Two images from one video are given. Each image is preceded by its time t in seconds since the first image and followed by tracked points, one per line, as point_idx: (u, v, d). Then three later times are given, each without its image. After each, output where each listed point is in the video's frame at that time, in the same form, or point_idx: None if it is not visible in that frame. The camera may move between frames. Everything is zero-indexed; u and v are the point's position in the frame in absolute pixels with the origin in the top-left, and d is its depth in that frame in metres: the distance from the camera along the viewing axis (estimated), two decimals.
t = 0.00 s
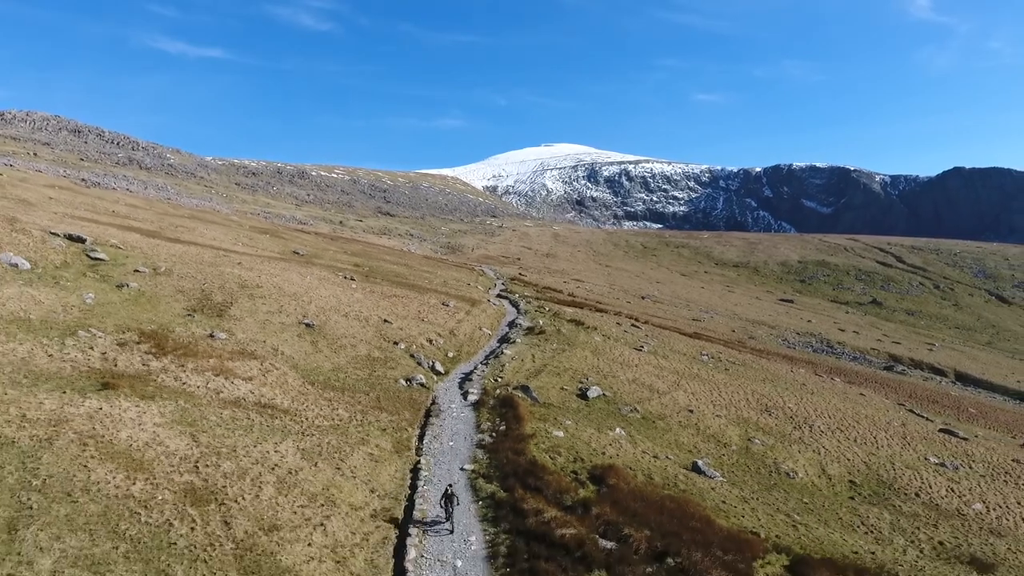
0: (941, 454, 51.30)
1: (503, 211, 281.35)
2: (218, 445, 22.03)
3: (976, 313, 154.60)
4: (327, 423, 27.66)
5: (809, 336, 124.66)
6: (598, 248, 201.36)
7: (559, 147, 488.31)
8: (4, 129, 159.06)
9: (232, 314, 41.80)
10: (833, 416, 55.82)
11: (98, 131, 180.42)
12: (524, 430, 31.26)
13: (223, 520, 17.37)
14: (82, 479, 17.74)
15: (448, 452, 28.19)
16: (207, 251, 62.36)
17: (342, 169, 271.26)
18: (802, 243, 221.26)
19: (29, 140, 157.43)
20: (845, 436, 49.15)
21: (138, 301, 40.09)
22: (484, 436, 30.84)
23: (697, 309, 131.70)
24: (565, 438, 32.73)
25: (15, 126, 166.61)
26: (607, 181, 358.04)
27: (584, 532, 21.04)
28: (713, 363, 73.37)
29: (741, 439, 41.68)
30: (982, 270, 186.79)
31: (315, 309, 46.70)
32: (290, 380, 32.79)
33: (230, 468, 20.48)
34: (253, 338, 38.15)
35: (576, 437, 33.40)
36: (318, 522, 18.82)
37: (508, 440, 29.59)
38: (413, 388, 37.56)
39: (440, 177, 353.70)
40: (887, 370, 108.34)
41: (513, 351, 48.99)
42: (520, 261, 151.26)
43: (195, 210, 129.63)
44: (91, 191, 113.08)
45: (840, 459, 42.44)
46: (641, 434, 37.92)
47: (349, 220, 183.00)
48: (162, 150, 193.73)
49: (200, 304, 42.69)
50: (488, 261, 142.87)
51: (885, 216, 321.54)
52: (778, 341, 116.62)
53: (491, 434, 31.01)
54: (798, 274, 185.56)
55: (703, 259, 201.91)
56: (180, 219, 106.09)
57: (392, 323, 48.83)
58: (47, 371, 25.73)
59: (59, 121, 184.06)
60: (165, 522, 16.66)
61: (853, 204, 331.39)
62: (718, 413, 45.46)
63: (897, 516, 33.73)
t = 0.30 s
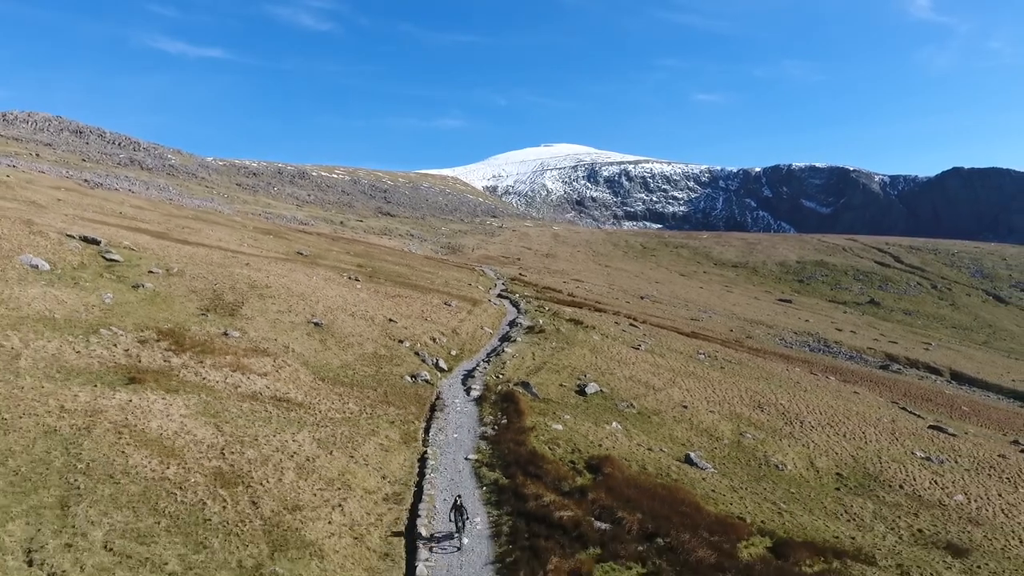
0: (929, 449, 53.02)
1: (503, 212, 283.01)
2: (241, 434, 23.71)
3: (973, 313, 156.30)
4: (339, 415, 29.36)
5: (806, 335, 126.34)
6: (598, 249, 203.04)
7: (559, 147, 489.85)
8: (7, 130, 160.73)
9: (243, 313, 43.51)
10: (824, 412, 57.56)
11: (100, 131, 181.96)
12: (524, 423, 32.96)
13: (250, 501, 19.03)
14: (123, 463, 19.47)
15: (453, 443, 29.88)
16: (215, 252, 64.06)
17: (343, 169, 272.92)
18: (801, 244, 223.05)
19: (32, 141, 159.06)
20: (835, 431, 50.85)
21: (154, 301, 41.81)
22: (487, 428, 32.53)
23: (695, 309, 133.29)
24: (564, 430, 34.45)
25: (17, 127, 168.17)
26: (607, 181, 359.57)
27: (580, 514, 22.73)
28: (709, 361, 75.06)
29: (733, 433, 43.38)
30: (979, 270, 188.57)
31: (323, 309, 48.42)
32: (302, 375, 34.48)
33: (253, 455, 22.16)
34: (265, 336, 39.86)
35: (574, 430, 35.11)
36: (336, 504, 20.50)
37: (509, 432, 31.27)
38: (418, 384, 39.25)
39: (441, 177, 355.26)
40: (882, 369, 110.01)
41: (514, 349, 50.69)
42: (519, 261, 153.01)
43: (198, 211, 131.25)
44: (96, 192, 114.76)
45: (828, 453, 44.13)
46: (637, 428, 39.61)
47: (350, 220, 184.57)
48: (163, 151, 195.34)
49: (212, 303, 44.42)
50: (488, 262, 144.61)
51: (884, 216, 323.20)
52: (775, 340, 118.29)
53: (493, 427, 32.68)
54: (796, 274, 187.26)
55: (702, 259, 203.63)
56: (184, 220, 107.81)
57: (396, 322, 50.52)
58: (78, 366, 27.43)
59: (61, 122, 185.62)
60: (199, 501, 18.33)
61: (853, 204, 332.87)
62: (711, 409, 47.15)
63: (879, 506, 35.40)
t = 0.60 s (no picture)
0: (918, 445, 54.70)
1: (504, 212, 284.72)
2: (262, 425, 25.45)
3: (970, 313, 158.03)
4: (350, 409, 31.06)
5: (804, 335, 128.00)
6: (598, 249, 204.77)
7: (559, 147, 491.40)
8: (10, 130, 162.30)
9: (255, 312, 45.25)
10: (817, 409, 59.28)
11: (103, 132, 183.67)
12: (525, 417, 34.66)
13: (276, 484, 20.78)
14: (157, 450, 21.19)
15: (458, 435, 31.60)
16: (224, 253, 65.81)
17: (344, 170, 274.54)
18: (800, 244, 224.76)
19: (34, 142, 160.50)
20: (826, 426, 52.55)
21: (169, 301, 43.56)
22: (489, 421, 34.23)
23: (694, 309, 134.97)
24: (563, 424, 36.14)
25: (19, 128, 169.83)
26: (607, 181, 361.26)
27: (578, 498, 24.41)
28: (706, 360, 76.76)
29: (726, 428, 45.06)
30: (977, 271, 190.47)
31: (330, 309, 50.12)
32: (314, 371, 36.17)
33: (274, 444, 23.89)
34: (277, 334, 41.57)
35: (573, 424, 36.82)
36: (352, 487, 22.22)
37: (511, 424, 32.97)
38: (423, 381, 40.96)
39: (441, 177, 356.94)
40: (879, 369, 111.66)
41: (515, 347, 52.41)
42: (520, 261, 154.77)
43: (202, 211, 132.94)
44: (102, 193, 116.39)
45: (818, 447, 45.79)
46: (633, 423, 41.30)
47: (351, 221, 186.23)
48: (165, 151, 196.99)
49: (225, 303, 46.12)
50: (489, 262, 146.33)
51: (883, 216, 325.05)
52: (772, 340, 119.91)
53: (495, 420, 34.36)
54: (795, 275, 188.96)
55: (701, 259, 205.38)
56: (190, 221, 109.53)
57: (401, 321, 52.22)
58: (105, 362, 29.15)
59: (63, 123, 187.29)
60: (229, 483, 20.06)
61: (853, 204, 334.51)
62: (705, 405, 48.85)
63: (864, 496, 37.08)
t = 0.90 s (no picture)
0: (908, 440, 56.50)
1: (504, 212, 286.41)
2: (280, 416, 27.24)
3: (967, 313, 159.79)
4: (361, 402, 32.89)
5: (801, 335, 129.81)
6: (598, 249, 206.61)
7: (559, 147, 493.43)
8: (13, 130, 163.94)
9: (265, 311, 47.04)
10: (810, 406, 61.10)
11: (105, 133, 185.46)
12: (526, 411, 36.49)
13: (297, 468, 22.59)
14: (186, 437, 23.00)
15: (462, 428, 33.39)
16: (232, 254, 67.66)
17: (344, 170, 276.29)
18: (799, 244, 226.55)
19: (36, 142, 162.14)
20: (817, 422, 54.31)
21: (183, 300, 45.33)
22: (492, 415, 36.00)
23: (692, 309, 136.76)
24: (562, 418, 37.93)
25: (22, 128, 171.70)
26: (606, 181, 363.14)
27: (575, 484, 26.19)
28: (703, 358, 78.59)
29: (719, 422, 46.88)
30: (975, 271, 192.29)
31: (337, 308, 51.92)
32: (324, 367, 37.92)
33: (292, 433, 25.72)
34: (287, 332, 43.36)
35: (572, 418, 38.59)
36: (366, 473, 24.00)
37: (512, 418, 34.80)
38: (428, 376, 42.79)
39: (441, 177, 358.68)
40: (875, 368, 113.42)
41: (516, 345, 54.22)
42: (520, 261, 156.66)
43: (205, 212, 134.77)
44: (107, 193, 118.19)
45: (808, 442, 47.56)
46: (630, 418, 43.11)
47: (352, 221, 187.95)
48: (166, 151, 198.76)
49: (237, 302, 47.95)
50: (489, 262, 148.13)
51: (883, 216, 326.57)
52: (770, 339, 121.69)
53: (497, 414, 36.10)
54: (794, 275, 190.73)
55: (700, 259, 207.28)
56: (195, 221, 111.26)
57: (406, 320, 54.06)
58: (130, 358, 30.93)
59: (64, 124, 189.04)
60: (254, 468, 21.84)
61: (853, 204, 336.13)
62: (700, 401, 50.62)
63: (850, 487, 38.83)
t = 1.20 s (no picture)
0: (898, 436, 58.26)
1: (504, 212, 288.13)
2: (296, 409, 29.04)
3: (964, 312, 161.50)
4: (371, 396, 34.72)
5: (799, 334, 131.54)
6: (598, 249, 208.37)
7: (560, 147, 495.25)
8: (17, 132, 165.76)
9: (276, 310, 48.82)
10: (803, 403, 62.85)
11: (107, 134, 187.27)
12: (527, 406, 38.32)
13: (315, 456, 24.40)
14: (212, 427, 24.79)
15: (466, 421, 35.18)
16: (240, 255, 69.48)
17: (345, 171, 278.11)
18: (798, 244, 228.28)
19: (38, 143, 163.78)
20: (809, 418, 56.05)
21: (197, 300, 47.16)
22: (494, 409, 37.77)
23: (691, 309, 138.49)
24: (561, 412, 39.70)
25: (24, 129, 173.51)
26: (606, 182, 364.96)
27: (573, 472, 27.98)
28: (700, 357, 80.32)
29: (713, 417, 48.67)
30: (973, 271, 193.99)
31: (344, 307, 53.73)
32: (334, 364, 39.68)
33: (308, 424, 27.54)
34: (298, 330, 45.14)
35: (571, 413, 40.35)
36: (378, 461, 25.79)
37: (513, 412, 36.60)
38: (433, 373, 44.61)
39: (441, 177, 360.52)
40: (872, 367, 115.14)
41: (517, 344, 56.03)
42: (520, 261, 158.48)
43: (208, 213, 136.61)
44: (112, 194, 120.00)
45: (799, 436, 49.32)
46: (626, 413, 44.85)
47: (353, 221, 189.73)
48: (168, 152, 200.55)
49: (248, 302, 49.75)
50: (489, 262, 149.90)
51: (883, 216, 328.07)
52: (767, 339, 123.43)
53: (499, 408, 37.88)
54: (792, 275, 192.48)
55: (699, 259, 209.05)
56: (200, 222, 113.04)
57: (411, 319, 55.85)
58: (153, 355, 32.74)
59: (66, 125, 190.76)
60: (276, 455, 23.65)
61: (852, 205, 337.70)
62: (695, 398, 52.37)
63: (837, 479, 40.60)
